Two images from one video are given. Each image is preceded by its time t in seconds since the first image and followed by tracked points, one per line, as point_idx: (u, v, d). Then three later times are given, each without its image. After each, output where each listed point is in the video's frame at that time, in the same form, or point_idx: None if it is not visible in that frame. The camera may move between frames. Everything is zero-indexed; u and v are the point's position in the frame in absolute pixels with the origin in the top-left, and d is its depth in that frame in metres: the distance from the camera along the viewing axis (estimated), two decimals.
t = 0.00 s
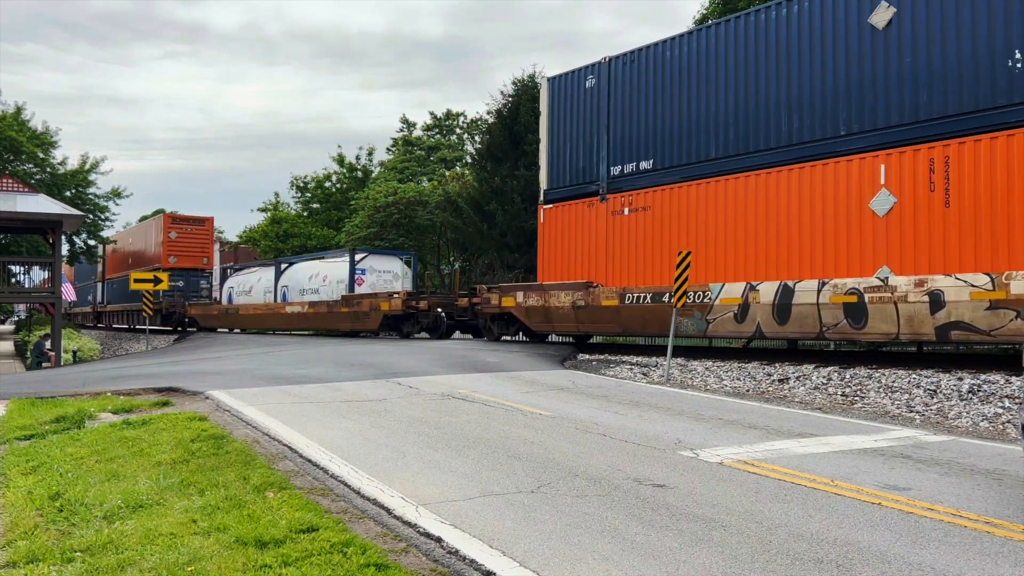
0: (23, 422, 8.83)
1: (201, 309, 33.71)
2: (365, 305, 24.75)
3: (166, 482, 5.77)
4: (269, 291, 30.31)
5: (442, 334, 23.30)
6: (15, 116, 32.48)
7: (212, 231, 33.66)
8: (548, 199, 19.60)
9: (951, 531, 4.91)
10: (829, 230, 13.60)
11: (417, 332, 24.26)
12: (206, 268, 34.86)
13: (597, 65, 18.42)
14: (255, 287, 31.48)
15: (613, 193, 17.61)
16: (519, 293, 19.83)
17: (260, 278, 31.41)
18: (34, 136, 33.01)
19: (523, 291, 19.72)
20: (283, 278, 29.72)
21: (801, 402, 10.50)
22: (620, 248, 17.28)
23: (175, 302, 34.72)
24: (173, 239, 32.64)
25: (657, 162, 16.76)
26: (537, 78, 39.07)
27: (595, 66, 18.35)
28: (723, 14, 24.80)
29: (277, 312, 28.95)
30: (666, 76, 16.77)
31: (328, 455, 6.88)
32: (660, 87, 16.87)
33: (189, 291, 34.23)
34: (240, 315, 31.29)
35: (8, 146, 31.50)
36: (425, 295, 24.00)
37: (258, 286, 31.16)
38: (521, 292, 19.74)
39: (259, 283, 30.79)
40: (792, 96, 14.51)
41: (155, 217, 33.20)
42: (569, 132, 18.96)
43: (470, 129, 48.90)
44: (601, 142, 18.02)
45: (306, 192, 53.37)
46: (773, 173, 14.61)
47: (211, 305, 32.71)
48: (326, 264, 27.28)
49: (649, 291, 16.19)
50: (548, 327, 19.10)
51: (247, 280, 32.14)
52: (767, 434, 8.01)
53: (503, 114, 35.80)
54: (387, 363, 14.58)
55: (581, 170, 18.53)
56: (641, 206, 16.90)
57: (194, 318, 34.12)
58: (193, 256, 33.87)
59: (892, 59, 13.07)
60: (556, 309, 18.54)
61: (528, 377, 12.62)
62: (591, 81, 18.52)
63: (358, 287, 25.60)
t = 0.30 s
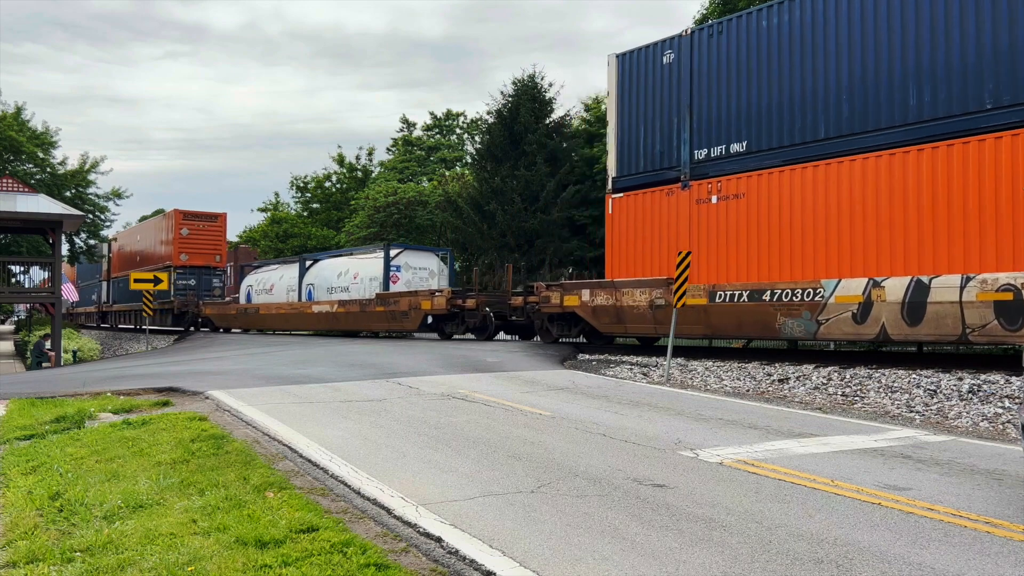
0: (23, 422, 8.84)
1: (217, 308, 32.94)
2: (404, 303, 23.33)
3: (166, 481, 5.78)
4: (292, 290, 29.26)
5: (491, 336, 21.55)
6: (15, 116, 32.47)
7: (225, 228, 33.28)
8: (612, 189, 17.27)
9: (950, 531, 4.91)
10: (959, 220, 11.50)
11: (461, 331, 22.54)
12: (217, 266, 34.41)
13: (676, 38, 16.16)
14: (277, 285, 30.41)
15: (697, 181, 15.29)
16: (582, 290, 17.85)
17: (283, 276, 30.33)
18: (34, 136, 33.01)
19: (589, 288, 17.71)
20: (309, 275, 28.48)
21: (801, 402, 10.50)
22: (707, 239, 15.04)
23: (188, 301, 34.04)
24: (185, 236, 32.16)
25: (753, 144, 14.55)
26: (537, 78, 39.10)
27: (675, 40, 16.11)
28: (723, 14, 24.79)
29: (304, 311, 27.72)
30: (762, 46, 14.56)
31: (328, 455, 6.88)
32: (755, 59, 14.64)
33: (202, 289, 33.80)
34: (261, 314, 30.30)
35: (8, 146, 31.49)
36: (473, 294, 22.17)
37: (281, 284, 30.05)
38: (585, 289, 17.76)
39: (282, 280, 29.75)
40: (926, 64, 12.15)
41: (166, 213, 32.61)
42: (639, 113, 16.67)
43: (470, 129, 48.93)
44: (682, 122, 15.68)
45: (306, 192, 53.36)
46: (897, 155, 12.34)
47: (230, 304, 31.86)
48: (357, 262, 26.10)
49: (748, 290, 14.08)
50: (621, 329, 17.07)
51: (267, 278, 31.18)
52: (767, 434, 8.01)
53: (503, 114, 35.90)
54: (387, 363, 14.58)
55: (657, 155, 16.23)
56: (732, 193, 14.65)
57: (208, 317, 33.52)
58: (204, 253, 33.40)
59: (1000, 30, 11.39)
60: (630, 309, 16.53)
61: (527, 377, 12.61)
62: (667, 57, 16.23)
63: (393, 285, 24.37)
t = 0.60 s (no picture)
0: (23, 422, 8.84)
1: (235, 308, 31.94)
2: (448, 301, 21.74)
3: (166, 481, 5.77)
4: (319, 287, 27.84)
5: (546, 336, 19.98)
6: (15, 116, 32.49)
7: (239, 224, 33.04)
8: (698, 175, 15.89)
9: (950, 531, 4.91)
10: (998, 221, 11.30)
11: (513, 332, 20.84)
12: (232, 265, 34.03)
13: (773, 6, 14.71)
14: (301, 283, 28.97)
15: (801, 164, 13.87)
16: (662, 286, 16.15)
17: (307, 273, 28.99)
18: (34, 136, 33.03)
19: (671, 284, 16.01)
20: (336, 272, 26.96)
21: (801, 402, 10.49)
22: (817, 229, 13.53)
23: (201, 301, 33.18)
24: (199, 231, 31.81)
25: (871, 122, 13.02)
26: (537, 77, 39.02)
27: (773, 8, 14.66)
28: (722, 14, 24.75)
29: (333, 311, 26.27)
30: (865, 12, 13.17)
31: (328, 455, 6.88)
32: (872, 26, 13.08)
33: (215, 288, 33.28)
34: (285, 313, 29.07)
35: (8, 146, 31.50)
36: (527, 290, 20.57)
37: (305, 282, 28.66)
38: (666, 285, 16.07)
39: (307, 278, 28.38)
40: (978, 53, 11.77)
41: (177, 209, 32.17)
42: (732, 92, 15.29)
43: (470, 129, 48.94)
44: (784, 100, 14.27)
45: (306, 192, 53.35)
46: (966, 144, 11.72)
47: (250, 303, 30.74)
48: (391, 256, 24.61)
49: (870, 285, 12.42)
50: (708, 331, 15.31)
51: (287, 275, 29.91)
52: (767, 434, 8.00)
53: (503, 114, 35.91)
54: (387, 363, 14.58)
55: (752, 135, 14.86)
56: (846, 177, 13.17)
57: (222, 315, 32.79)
58: (218, 251, 33.03)
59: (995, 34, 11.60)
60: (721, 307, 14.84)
61: (527, 377, 12.60)
62: (765, 27, 14.79)
63: (433, 282, 22.89)
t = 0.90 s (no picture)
0: (23, 422, 8.84)
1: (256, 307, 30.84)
2: (500, 301, 20.10)
3: (166, 481, 5.77)
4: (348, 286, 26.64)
5: (613, 339, 18.12)
6: (15, 116, 32.49)
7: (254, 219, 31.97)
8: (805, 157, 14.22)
9: (950, 531, 4.91)
10: None
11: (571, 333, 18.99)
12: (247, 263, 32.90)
13: None
14: (328, 281, 27.81)
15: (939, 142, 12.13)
16: (764, 281, 14.28)
17: (335, 270, 27.75)
18: (34, 136, 33.02)
19: (775, 279, 14.16)
20: (369, 270, 25.67)
21: (801, 402, 10.49)
22: (961, 212, 11.79)
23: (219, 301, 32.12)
24: (213, 227, 30.83)
25: None
26: (537, 77, 38.99)
27: None
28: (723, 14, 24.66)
29: (366, 310, 24.87)
30: None
31: (328, 455, 6.88)
32: None
33: (230, 286, 32.39)
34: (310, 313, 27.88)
35: (8, 146, 31.50)
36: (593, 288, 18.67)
37: (332, 280, 27.44)
38: (768, 281, 14.22)
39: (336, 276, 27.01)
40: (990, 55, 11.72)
41: (190, 205, 31.24)
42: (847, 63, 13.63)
43: (470, 129, 48.97)
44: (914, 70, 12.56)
45: (306, 192, 53.37)
46: None
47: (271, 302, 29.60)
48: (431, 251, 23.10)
49: None
50: (821, 333, 13.41)
51: (313, 274, 28.75)
52: (767, 434, 8.00)
53: (503, 114, 35.90)
54: (387, 363, 14.58)
55: (873, 111, 13.18)
56: (993, 156, 11.45)
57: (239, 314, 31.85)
58: (233, 249, 31.91)
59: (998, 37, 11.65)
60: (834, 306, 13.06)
61: (527, 377, 12.60)
62: None
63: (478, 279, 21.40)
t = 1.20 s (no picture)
0: (23, 421, 8.84)
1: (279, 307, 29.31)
2: (562, 299, 18.30)
3: (166, 481, 5.78)
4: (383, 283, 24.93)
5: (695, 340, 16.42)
6: (15, 116, 32.50)
7: (271, 214, 30.82)
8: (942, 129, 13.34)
9: (951, 531, 4.91)
10: None
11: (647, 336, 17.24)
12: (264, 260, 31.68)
13: None
14: (359, 278, 26.11)
15: None
16: (893, 276, 12.67)
17: (367, 267, 26.16)
18: (34, 136, 33.03)
19: (906, 275, 12.56)
20: (404, 267, 23.92)
21: (801, 402, 10.50)
22: None
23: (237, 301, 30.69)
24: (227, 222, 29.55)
25: None
26: (537, 77, 38.99)
27: None
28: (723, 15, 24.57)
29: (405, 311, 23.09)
30: None
31: (328, 455, 6.88)
32: None
33: (247, 284, 31.10)
34: (340, 313, 26.19)
35: (8, 146, 31.50)
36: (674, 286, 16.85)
37: (364, 277, 25.86)
38: (899, 276, 12.61)
39: (367, 273, 25.50)
40: None
41: (203, 201, 30.00)
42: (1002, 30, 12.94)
43: (470, 129, 49.01)
44: None
45: (306, 192, 53.41)
46: None
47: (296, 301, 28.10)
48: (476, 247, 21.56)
49: None
50: (963, 334, 11.81)
51: (341, 271, 27.14)
52: (767, 434, 8.00)
53: (503, 114, 35.91)
54: (388, 363, 14.58)
55: None
56: None
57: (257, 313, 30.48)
58: (249, 245, 30.65)
59: None
60: (985, 305, 11.45)
61: (527, 377, 12.60)
62: None
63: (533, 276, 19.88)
